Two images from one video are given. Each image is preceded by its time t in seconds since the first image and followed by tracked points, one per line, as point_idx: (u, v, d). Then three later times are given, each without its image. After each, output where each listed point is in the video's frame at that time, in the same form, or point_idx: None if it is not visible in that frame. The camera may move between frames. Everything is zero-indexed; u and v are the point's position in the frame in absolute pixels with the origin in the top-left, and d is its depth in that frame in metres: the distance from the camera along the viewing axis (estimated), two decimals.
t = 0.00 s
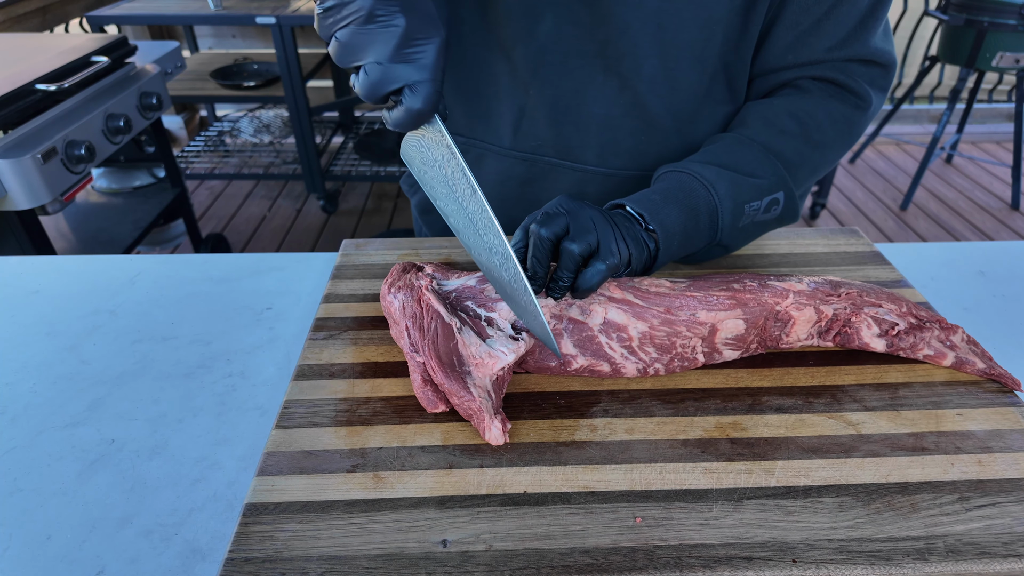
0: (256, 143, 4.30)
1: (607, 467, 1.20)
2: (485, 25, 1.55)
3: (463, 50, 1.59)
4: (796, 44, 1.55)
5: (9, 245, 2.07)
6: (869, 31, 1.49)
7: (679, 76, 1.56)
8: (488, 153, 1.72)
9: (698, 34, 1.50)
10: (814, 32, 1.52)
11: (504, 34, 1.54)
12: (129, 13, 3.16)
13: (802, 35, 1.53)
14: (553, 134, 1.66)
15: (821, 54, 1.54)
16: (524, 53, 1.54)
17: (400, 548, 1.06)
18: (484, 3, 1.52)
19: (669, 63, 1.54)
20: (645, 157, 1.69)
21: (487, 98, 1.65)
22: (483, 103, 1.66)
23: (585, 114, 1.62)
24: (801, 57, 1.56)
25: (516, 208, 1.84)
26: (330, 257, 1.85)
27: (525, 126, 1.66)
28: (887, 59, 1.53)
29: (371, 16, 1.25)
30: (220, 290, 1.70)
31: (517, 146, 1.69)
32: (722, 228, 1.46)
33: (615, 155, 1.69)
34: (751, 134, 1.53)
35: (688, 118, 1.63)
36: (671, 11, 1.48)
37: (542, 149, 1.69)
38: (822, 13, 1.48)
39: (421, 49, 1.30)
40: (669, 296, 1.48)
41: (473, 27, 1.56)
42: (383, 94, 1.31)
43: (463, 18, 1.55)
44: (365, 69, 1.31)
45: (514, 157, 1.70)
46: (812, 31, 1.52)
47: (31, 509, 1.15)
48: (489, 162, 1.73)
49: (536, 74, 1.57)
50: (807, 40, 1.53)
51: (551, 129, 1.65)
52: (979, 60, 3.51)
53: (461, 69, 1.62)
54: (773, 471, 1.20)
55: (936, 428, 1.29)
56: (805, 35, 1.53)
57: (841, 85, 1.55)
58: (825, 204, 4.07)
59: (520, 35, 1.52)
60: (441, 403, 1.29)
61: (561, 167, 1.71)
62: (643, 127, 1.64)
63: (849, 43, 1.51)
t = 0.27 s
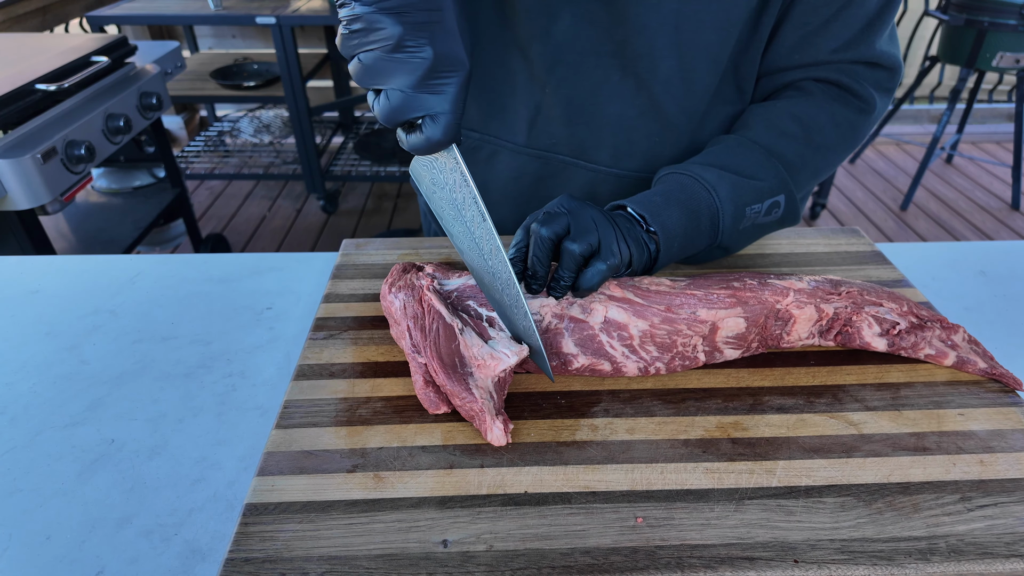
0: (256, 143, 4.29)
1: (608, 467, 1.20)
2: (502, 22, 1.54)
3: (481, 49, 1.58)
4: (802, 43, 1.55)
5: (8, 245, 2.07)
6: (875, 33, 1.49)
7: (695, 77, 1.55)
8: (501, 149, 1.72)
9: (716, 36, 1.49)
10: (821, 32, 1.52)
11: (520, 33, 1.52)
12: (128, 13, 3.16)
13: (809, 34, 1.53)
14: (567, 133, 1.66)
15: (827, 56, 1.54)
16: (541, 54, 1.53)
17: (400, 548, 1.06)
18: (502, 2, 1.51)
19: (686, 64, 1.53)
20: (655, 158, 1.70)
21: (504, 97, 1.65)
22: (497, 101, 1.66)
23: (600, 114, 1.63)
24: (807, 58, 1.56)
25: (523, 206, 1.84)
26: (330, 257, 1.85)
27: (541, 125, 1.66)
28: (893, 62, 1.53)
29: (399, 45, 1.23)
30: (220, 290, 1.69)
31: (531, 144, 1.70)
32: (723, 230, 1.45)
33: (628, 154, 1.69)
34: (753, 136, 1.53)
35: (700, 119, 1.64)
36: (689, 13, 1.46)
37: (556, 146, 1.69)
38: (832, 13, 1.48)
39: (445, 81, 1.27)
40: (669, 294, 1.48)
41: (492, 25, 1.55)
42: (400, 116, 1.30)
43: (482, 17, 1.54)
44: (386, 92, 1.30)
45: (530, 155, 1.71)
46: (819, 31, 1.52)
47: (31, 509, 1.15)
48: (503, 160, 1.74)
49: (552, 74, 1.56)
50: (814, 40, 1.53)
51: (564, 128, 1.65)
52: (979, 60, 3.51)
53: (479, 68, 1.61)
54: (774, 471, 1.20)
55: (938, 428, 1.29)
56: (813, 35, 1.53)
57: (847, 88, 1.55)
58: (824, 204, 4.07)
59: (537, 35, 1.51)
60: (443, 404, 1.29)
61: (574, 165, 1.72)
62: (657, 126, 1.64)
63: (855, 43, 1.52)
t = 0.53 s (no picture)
0: (257, 143, 4.29)
1: (609, 467, 1.20)
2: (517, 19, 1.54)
3: (493, 47, 1.59)
4: (808, 45, 1.55)
5: (8, 245, 2.07)
6: (881, 36, 1.49)
7: (706, 79, 1.53)
8: (510, 146, 1.72)
9: (728, 38, 1.47)
10: (828, 34, 1.51)
11: (534, 30, 1.52)
12: (129, 13, 3.16)
13: (816, 36, 1.52)
14: (575, 131, 1.66)
15: (832, 58, 1.54)
16: (552, 52, 1.53)
17: (400, 548, 1.06)
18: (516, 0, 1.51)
19: (697, 66, 1.51)
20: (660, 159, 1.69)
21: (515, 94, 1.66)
22: (508, 97, 1.66)
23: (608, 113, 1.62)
24: (813, 60, 1.56)
25: (528, 205, 1.84)
26: (330, 257, 1.85)
27: (550, 122, 1.67)
28: (899, 66, 1.53)
29: (394, 30, 1.23)
30: (220, 290, 1.69)
31: (540, 142, 1.70)
32: (724, 231, 1.45)
33: (635, 155, 1.68)
34: (755, 137, 1.53)
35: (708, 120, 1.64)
36: (701, 14, 1.45)
37: (564, 144, 1.70)
38: (839, 16, 1.48)
39: (439, 70, 1.27)
40: (668, 293, 1.48)
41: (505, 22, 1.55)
42: (390, 99, 1.28)
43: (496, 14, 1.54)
44: (377, 75, 1.28)
45: (538, 153, 1.71)
46: (826, 33, 1.51)
47: (31, 509, 1.15)
48: (512, 157, 1.74)
49: (563, 73, 1.56)
50: (820, 41, 1.53)
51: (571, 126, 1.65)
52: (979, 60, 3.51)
53: (490, 65, 1.62)
54: (774, 471, 1.20)
55: (938, 428, 1.29)
56: (819, 36, 1.52)
57: (851, 91, 1.54)
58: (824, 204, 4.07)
59: (547, 34, 1.51)
60: (436, 403, 1.29)
61: (582, 164, 1.71)
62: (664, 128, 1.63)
63: (861, 46, 1.51)
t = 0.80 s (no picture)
0: (257, 144, 4.29)
1: (609, 467, 1.20)
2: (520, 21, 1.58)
3: (496, 47, 1.61)
4: (812, 47, 1.56)
5: (8, 245, 2.07)
6: (886, 39, 1.48)
7: (706, 79, 1.53)
8: (513, 146, 1.73)
9: (726, 37, 1.47)
10: (832, 36, 1.52)
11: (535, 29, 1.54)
12: (129, 14, 3.16)
13: (819, 38, 1.54)
14: (576, 131, 1.65)
15: (836, 60, 1.55)
16: (552, 51, 1.54)
17: (400, 548, 1.06)
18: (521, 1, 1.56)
19: (695, 66, 1.51)
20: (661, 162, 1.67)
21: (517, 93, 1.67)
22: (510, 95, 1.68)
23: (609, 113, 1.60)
24: (817, 62, 1.57)
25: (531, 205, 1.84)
26: (330, 257, 1.85)
27: (553, 121, 1.67)
28: (905, 68, 1.53)
29: None
30: (220, 290, 1.69)
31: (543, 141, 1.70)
32: (727, 233, 1.44)
33: (637, 157, 1.66)
34: (760, 139, 1.53)
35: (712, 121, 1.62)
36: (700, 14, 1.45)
37: (567, 144, 1.69)
38: (843, 18, 1.49)
39: (399, 40, 1.32)
40: (668, 294, 1.48)
41: (509, 22, 1.59)
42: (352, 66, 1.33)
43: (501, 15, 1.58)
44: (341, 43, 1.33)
45: (540, 153, 1.71)
46: (831, 35, 1.52)
47: (31, 509, 1.15)
48: (514, 156, 1.74)
49: (562, 71, 1.57)
50: (824, 44, 1.54)
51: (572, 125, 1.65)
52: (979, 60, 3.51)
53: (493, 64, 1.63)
54: (775, 472, 1.20)
55: (938, 428, 1.29)
56: (822, 38, 1.53)
57: (855, 93, 1.55)
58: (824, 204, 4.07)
59: (548, 32, 1.53)
60: (428, 405, 1.29)
61: (584, 164, 1.70)
62: (666, 128, 1.62)
63: (867, 48, 1.51)
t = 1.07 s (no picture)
0: (257, 144, 4.29)
1: (609, 468, 1.20)
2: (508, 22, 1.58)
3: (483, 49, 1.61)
4: (816, 51, 1.53)
5: (8, 245, 2.07)
6: (893, 40, 1.47)
7: (691, 75, 1.54)
8: (504, 145, 1.73)
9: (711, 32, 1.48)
10: (837, 39, 1.50)
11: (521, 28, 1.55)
12: (129, 14, 3.16)
13: (824, 41, 1.51)
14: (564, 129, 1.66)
15: (843, 62, 1.53)
16: (538, 50, 1.55)
17: (400, 549, 1.06)
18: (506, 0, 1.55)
19: (679, 62, 1.52)
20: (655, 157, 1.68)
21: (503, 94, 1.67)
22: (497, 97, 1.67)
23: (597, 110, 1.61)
24: (823, 65, 1.55)
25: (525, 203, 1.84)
26: (330, 258, 1.85)
27: (540, 121, 1.67)
28: (911, 70, 1.51)
29: None
30: (220, 291, 1.69)
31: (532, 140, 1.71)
32: (738, 227, 1.43)
33: (625, 152, 1.67)
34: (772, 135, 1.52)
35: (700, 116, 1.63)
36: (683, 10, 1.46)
37: (556, 142, 1.69)
38: (846, 19, 1.47)
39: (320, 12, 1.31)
40: (670, 296, 1.48)
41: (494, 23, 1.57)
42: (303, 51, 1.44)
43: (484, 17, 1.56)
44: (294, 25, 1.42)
45: (530, 153, 1.71)
46: (835, 37, 1.50)
47: (31, 510, 1.15)
48: (505, 155, 1.75)
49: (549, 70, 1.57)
50: (829, 46, 1.52)
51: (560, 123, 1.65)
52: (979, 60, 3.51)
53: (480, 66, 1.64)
54: (774, 472, 1.20)
55: (938, 429, 1.29)
56: (827, 41, 1.51)
57: (863, 93, 1.54)
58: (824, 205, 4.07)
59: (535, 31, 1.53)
60: (429, 411, 1.28)
61: (573, 162, 1.71)
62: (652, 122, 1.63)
63: (873, 51, 1.50)
